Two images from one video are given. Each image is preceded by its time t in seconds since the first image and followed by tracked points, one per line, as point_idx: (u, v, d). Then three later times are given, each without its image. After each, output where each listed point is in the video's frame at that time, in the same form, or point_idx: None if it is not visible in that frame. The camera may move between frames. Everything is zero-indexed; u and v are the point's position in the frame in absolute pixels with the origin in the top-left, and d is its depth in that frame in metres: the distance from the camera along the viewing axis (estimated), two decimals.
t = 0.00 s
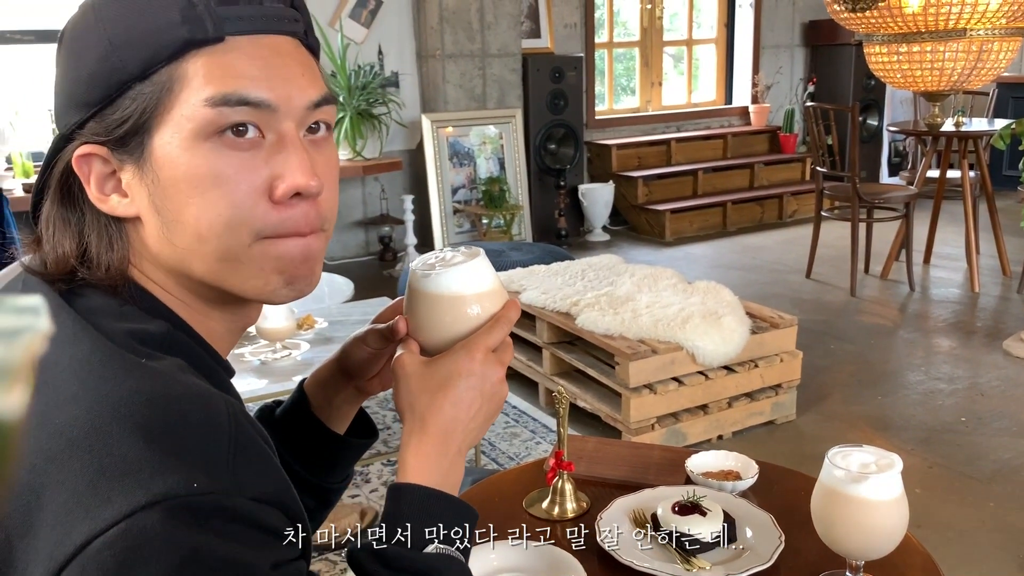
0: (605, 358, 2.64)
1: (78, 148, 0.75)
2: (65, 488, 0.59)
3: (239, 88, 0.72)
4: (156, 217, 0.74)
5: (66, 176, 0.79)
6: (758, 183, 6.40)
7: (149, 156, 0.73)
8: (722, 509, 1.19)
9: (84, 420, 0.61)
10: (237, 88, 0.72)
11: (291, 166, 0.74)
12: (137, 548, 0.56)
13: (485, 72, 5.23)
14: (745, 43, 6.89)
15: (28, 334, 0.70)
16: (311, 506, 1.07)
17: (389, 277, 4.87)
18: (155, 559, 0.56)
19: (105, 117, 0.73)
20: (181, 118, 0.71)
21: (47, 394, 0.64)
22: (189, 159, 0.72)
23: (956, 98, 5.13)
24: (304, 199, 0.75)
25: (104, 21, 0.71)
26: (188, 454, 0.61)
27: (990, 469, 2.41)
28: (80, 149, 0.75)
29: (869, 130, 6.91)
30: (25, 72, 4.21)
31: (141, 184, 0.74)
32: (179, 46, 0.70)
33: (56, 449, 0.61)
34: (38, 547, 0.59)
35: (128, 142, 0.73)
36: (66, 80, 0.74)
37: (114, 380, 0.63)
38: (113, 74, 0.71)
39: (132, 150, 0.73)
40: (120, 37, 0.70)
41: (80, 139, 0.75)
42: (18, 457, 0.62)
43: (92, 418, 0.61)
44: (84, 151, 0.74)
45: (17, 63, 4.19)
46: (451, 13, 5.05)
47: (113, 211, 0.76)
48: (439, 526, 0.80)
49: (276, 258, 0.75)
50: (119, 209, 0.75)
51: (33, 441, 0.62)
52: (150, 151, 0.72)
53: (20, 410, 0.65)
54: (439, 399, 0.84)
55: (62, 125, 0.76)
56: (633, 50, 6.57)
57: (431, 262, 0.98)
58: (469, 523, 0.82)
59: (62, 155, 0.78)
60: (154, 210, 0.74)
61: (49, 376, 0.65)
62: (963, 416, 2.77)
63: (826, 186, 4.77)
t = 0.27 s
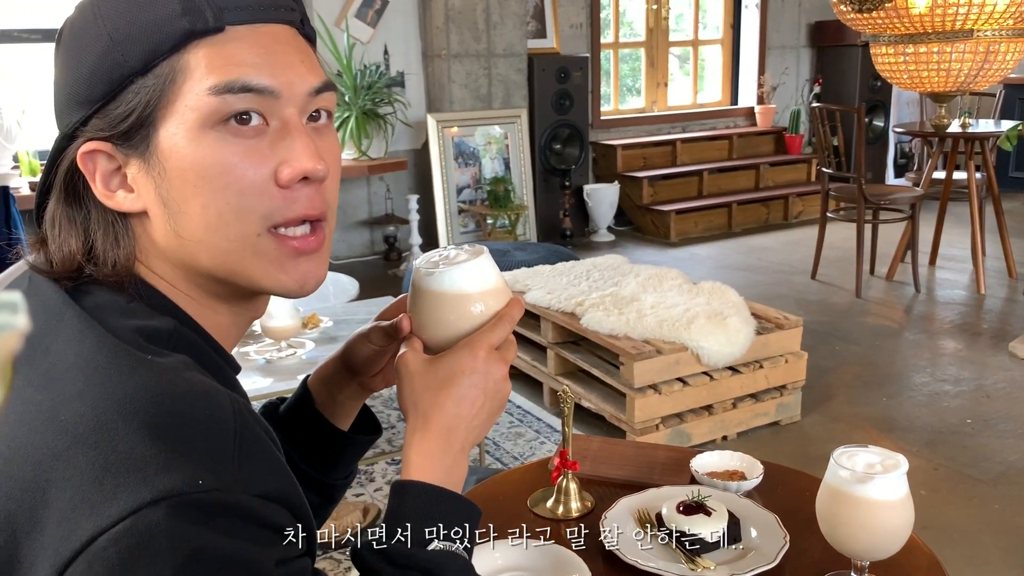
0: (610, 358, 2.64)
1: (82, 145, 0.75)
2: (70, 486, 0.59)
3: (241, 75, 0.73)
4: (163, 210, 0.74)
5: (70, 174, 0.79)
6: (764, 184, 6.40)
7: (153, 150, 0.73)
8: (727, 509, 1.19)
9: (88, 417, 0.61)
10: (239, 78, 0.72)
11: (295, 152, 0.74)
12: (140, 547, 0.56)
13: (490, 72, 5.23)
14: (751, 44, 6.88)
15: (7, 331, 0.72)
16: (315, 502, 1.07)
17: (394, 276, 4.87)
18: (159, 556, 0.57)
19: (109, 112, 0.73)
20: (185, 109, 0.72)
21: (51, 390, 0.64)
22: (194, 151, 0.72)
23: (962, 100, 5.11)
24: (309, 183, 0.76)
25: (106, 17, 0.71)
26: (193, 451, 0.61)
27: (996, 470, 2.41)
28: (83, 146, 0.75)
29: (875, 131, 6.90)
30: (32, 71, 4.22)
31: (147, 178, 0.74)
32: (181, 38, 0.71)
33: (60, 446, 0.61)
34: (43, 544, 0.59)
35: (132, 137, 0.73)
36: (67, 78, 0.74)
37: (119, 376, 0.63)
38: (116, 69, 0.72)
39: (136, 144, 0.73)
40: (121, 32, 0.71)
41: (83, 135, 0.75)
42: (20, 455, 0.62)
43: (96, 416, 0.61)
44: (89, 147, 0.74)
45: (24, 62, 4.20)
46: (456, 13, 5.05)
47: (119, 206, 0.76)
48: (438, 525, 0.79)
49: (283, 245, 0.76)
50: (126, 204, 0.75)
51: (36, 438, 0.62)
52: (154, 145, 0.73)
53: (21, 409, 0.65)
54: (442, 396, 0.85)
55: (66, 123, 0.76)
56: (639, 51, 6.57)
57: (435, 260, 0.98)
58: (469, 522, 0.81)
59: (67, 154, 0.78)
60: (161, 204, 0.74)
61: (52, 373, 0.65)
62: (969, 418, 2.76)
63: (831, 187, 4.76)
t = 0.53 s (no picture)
0: (613, 358, 2.64)
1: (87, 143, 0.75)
2: (71, 484, 0.59)
3: (246, 77, 0.73)
4: (166, 209, 0.74)
5: (74, 172, 0.80)
6: (767, 184, 6.39)
7: (157, 150, 0.73)
8: (730, 510, 1.19)
9: (90, 416, 0.61)
10: (244, 80, 0.72)
11: (300, 154, 0.74)
12: (141, 546, 0.56)
13: (494, 71, 5.23)
14: (755, 44, 6.87)
15: (10, 330, 0.72)
16: (316, 501, 1.07)
17: (398, 276, 4.88)
18: (159, 555, 0.57)
19: (114, 110, 0.74)
20: (189, 109, 0.72)
21: (52, 390, 0.64)
22: (197, 150, 0.72)
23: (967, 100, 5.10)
24: (313, 186, 0.75)
25: (115, 15, 0.72)
26: (193, 451, 0.61)
27: (999, 471, 2.40)
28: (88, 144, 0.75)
29: (879, 131, 6.89)
30: (36, 70, 4.23)
31: (150, 177, 0.74)
32: (186, 38, 0.71)
33: (61, 446, 0.60)
34: (43, 543, 0.59)
35: (136, 135, 0.73)
36: (74, 75, 0.75)
37: (121, 376, 0.63)
38: (121, 67, 0.72)
39: (140, 143, 0.74)
40: (127, 31, 0.71)
41: (88, 133, 0.76)
42: (22, 454, 0.62)
43: (98, 415, 0.61)
44: (93, 145, 0.75)
45: (28, 61, 4.21)
46: (460, 13, 5.06)
47: (122, 205, 0.76)
48: (438, 525, 0.79)
49: (287, 248, 0.76)
50: (130, 203, 0.76)
51: (38, 438, 0.62)
52: (158, 144, 0.73)
53: (23, 409, 0.65)
54: (444, 396, 0.85)
55: (71, 120, 0.76)
56: (643, 51, 6.56)
57: (437, 259, 0.98)
58: (469, 522, 0.81)
59: (71, 151, 0.78)
60: (164, 202, 0.74)
61: (54, 373, 0.65)
62: (973, 419, 2.76)
63: (835, 187, 4.75)
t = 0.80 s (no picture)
0: (614, 359, 2.64)
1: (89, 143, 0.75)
2: (72, 485, 0.59)
3: (246, 78, 0.73)
4: (167, 210, 0.75)
5: (76, 171, 0.80)
6: (769, 185, 6.39)
7: (158, 149, 0.73)
8: (731, 510, 1.19)
9: (91, 417, 0.61)
10: (245, 80, 0.73)
11: (300, 156, 0.74)
12: (140, 547, 0.56)
13: (496, 71, 5.23)
14: (756, 44, 6.86)
15: (11, 330, 0.72)
16: (317, 501, 1.08)
17: (399, 276, 4.88)
18: (159, 556, 0.57)
19: (115, 110, 0.74)
20: (190, 110, 0.72)
21: (53, 390, 0.64)
22: (199, 151, 0.72)
23: (969, 101, 5.09)
24: (313, 187, 0.75)
25: (116, 15, 0.72)
26: (193, 452, 0.61)
27: (1000, 472, 2.40)
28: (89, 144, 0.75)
29: (881, 132, 6.89)
30: (38, 70, 4.23)
31: (151, 176, 0.74)
32: (187, 38, 0.71)
33: (62, 446, 0.61)
34: (44, 543, 0.59)
35: (137, 135, 0.74)
36: (76, 75, 0.75)
37: (121, 376, 0.63)
38: (124, 67, 0.72)
39: (141, 143, 0.74)
40: (129, 31, 0.71)
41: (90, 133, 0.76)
42: (23, 454, 0.62)
43: (98, 416, 0.61)
44: (94, 145, 0.75)
45: (30, 61, 4.21)
46: (461, 13, 5.05)
47: (123, 204, 0.76)
48: (438, 526, 0.79)
49: (288, 248, 0.76)
50: (131, 202, 0.76)
51: (39, 438, 0.62)
52: (159, 144, 0.73)
53: (23, 410, 0.65)
54: (445, 396, 0.85)
55: (73, 120, 0.77)
56: (645, 51, 6.55)
57: (438, 259, 0.98)
58: (469, 522, 0.81)
59: (73, 151, 0.79)
60: (165, 203, 0.75)
61: (54, 374, 0.65)
62: (974, 420, 2.75)
63: (837, 188, 4.75)
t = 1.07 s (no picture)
0: (615, 359, 2.64)
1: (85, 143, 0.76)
2: (73, 484, 0.59)
3: (240, 75, 0.73)
4: (165, 208, 0.75)
5: (73, 172, 0.80)
6: (770, 185, 6.38)
7: (154, 148, 0.73)
8: (732, 511, 1.19)
9: (93, 415, 0.61)
10: (239, 77, 0.73)
11: (295, 150, 0.75)
12: (143, 545, 0.56)
13: (497, 72, 5.23)
14: (758, 45, 6.87)
15: (9, 330, 0.72)
16: (319, 501, 1.08)
17: (400, 276, 4.88)
18: (162, 553, 0.57)
19: (110, 110, 0.74)
20: (185, 108, 0.72)
21: (54, 389, 0.64)
22: (195, 148, 0.72)
23: (970, 102, 5.09)
24: (310, 182, 0.75)
25: (109, 16, 0.72)
26: (195, 450, 0.61)
27: (1001, 473, 2.40)
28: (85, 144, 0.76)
29: (882, 132, 6.89)
30: (39, 69, 4.24)
31: (148, 175, 0.75)
32: (180, 37, 0.71)
33: (63, 445, 0.61)
34: (47, 542, 0.59)
35: (133, 134, 0.74)
36: (69, 76, 0.75)
37: (121, 375, 0.63)
38: (118, 68, 0.72)
39: (137, 142, 0.74)
40: (121, 31, 0.71)
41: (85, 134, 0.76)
42: (23, 453, 0.62)
43: (99, 414, 0.61)
44: (90, 145, 0.75)
45: (32, 60, 4.21)
46: (463, 13, 5.06)
47: (120, 204, 0.76)
48: (439, 525, 0.79)
49: (287, 244, 0.76)
50: (128, 201, 0.76)
51: (40, 437, 0.62)
52: (155, 142, 0.73)
53: (25, 409, 0.65)
54: (447, 395, 0.85)
55: (68, 122, 0.77)
56: (646, 51, 6.55)
57: (440, 259, 0.98)
58: (470, 522, 0.81)
59: (70, 152, 0.79)
60: (163, 201, 0.75)
61: (56, 373, 0.65)
62: (975, 421, 2.75)
63: (838, 189, 4.75)
